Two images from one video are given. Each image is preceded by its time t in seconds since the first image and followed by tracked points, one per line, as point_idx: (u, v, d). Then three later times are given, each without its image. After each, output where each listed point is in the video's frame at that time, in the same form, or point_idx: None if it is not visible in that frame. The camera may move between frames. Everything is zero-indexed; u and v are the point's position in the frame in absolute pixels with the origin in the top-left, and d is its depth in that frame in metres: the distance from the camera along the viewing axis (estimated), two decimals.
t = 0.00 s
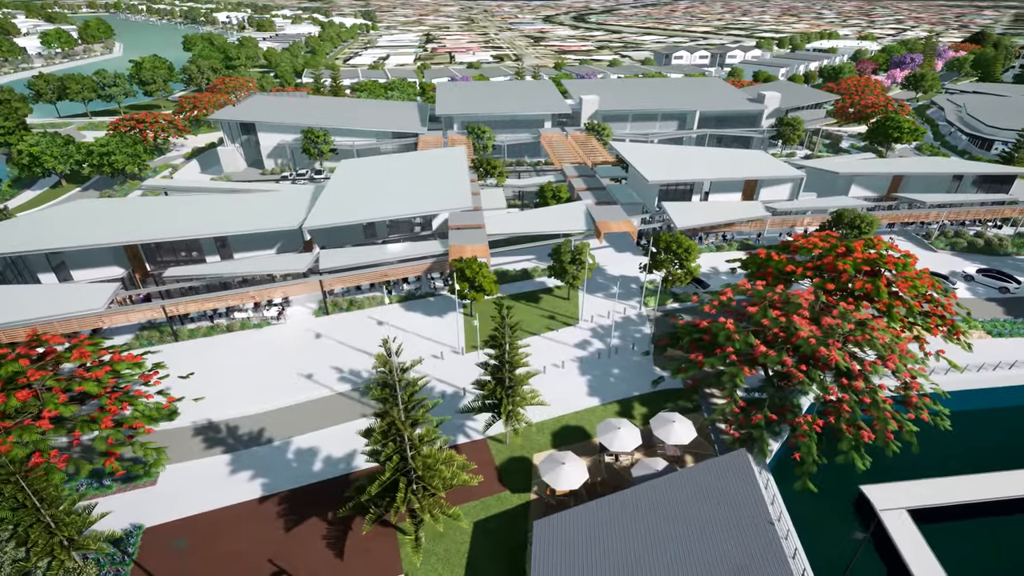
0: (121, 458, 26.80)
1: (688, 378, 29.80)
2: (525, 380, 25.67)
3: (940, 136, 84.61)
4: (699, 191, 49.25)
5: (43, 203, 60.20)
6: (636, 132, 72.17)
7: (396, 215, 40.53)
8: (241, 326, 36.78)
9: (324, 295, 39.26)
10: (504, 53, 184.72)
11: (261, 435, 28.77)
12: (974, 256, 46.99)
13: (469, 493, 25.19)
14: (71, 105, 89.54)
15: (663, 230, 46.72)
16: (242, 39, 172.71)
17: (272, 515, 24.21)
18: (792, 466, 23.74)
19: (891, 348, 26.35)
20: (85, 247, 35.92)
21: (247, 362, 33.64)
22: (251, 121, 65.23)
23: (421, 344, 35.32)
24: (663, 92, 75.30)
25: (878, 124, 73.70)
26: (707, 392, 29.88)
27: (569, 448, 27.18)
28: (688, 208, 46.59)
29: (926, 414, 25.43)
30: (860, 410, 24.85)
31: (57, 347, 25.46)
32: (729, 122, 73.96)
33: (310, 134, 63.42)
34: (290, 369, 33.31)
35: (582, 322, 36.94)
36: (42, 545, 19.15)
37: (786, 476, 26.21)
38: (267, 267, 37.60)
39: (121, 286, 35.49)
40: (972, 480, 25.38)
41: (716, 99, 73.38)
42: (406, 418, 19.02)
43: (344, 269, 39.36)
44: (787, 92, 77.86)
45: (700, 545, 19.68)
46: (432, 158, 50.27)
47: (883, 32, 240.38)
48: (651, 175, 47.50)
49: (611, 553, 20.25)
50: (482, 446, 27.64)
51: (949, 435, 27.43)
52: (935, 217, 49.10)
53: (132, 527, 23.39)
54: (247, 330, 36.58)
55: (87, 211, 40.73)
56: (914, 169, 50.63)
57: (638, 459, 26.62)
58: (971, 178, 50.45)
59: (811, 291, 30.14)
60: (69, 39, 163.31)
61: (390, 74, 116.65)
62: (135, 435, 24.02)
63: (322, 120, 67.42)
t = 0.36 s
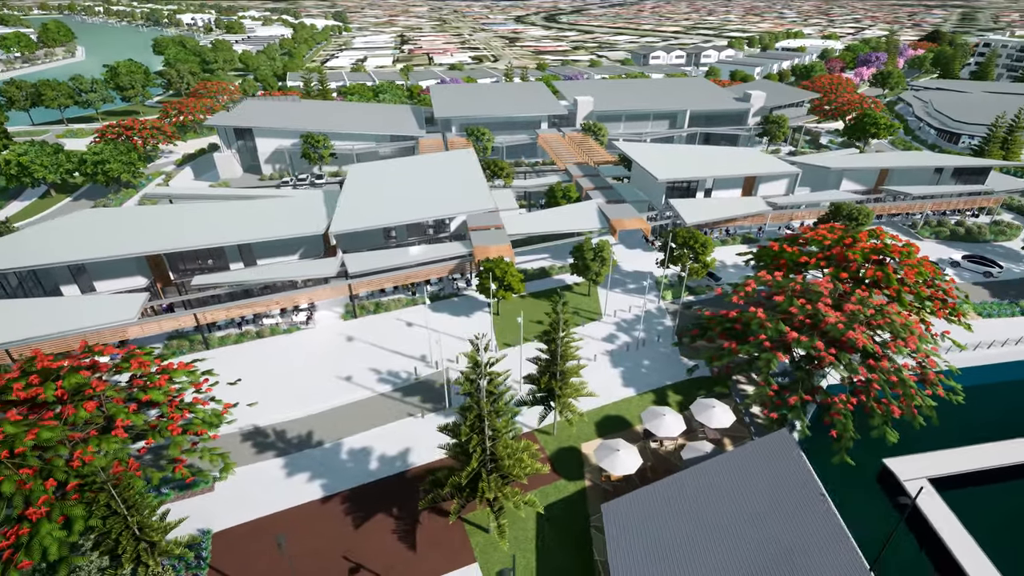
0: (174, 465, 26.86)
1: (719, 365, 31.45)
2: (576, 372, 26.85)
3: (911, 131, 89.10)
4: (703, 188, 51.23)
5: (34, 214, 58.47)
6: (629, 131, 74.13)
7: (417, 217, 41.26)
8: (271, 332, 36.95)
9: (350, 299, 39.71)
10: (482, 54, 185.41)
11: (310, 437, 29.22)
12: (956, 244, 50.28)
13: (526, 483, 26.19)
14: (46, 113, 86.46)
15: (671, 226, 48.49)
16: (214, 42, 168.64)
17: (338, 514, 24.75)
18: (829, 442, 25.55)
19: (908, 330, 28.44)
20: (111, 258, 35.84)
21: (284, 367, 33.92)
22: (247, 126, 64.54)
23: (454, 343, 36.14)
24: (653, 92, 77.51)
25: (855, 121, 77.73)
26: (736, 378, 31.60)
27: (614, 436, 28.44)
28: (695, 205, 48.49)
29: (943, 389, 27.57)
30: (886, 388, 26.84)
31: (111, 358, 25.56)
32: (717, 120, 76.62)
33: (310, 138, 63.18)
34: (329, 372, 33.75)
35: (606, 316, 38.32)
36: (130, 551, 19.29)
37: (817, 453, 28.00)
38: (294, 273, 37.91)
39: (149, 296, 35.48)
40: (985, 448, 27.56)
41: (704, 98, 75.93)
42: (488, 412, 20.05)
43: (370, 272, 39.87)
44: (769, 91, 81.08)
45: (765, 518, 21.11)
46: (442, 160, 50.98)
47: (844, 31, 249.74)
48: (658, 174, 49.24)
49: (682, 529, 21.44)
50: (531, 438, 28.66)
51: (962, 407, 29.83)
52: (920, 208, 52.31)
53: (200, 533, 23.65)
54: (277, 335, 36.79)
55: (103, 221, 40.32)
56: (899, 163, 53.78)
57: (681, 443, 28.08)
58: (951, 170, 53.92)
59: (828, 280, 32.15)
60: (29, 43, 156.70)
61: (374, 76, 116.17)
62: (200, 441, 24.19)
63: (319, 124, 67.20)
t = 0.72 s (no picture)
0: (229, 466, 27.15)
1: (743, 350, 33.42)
2: (619, 361, 28.30)
3: (882, 126, 93.82)
4: (703, 184, 53.50)
5: (27, 225, 56.97)
6: (621, 131, 76.33)
7: (438, 219, 42.35)
8: (301, 334, 37.41)
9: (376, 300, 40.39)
10: (460, 55, 185.88)
11: (359, 435, 29.95)
12: (936, 232, 53.79)
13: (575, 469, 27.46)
14: (23, 121, 83.65)
15: (676, 221, 50.51)
16: (185, 44, 164.45)
17: (400, 506, 25.62)
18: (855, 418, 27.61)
19: (917, 311, 30.79)
20: (138, 266, 35.97)
21: (321, 367, 34.65)
22: (245, 131, 64.15)
23: (483, 339, 37.22)
24: (641, 93, 79.87)
25: (831, 118, 81.78)
26: (756, 362, 33.61)
27: (652, 420, 30.03)
28: (697, 201, 50.67)
29: (951, 362, 29.94)
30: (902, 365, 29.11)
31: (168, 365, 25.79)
32: (704, 119, 79.41)
33: (310, 143, 63.19)
34: (366, 372, 34.51)
35: (626, 309, 39.99)
36: (219, 547, 19.62)
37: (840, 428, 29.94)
38: (322, 277, 38.49)
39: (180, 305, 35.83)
40: (989, 416, 29.86)
41: (691, 97, 78.67)
42: (559, 400, 21.40)
43: (394, 274, 40.69)
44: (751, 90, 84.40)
45: (813, 487, 23.00)
46: (452, 161, 51.93)
47: (807, 31, 259.29)
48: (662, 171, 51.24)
49: (739, 497, 22.97)
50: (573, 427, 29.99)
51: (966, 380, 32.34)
52: (903, 199, 55.74)
53: (269, 530, 24.21)
54: (308, 338, 37.30)
55: (120, 228, 40.08)
56: (881, 156, 57.15)
57: (716, 424, 29.86)
58: (929, 162, 57.54)
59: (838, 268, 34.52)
60: None
61: (359, 79, 115.75)
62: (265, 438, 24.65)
63: (317, 128, 67.14)
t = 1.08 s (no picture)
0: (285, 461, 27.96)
1: (759, 334, 35.77)
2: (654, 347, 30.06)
3: (853, 121, 98.56)
4: (700, 179, 55.90)
5: (23, 236, 55.61)
6: (612, 130, 78.57)
7: (456, 219, 43.54)
8: (331, 334, 38.15)
9: (400, 299, 41.36)
10: (437, 56, 185.96)
11: (405, 428, 31.05)
12: (914, 220, 57.49)
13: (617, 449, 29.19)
14: None
15: (678, 216, 52.75)
16: (154, 47, 160.05)
17: (457, 492, 26.83)
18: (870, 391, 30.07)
19: (917, 292, 33.54)
20: (169, 272, 36.31)
21: (356, 365, 35.52)
22: (243, 136, 63.84)
23: (510, 333, 38.55)
24: (629, 93, 82.28)
25: (808, 115, 85.79)
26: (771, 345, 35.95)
27: (682, 402, 31.94)
28: (697, 196, 53.05)
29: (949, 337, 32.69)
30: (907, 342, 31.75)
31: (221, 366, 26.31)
32: (690, 117, 82.28)
33: (310, 146, 63.28)
34: (401, 368, 35.51)
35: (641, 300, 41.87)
36: (304, 535, 20.95)
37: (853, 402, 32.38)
38: (348, 278, 39.28)
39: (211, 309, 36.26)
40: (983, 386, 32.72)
41: (677, 96, 81.45)
42: (618, 380, 23.44)
43: (418, 273, 41.73)
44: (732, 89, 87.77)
45: (837, 452, 24.82)
46: (461, 162, 53.06)
47: (770, 30, 268.02)
48: (662, 168, 53.39)
49: (776, 471, 25.01)
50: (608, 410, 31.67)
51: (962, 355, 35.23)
52: (883, 190, 59.32)
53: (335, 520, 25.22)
54: (338, 337, 38.07)
55: (140, 236, 40.21)
56: (862, 150, 60.65)
57: (741, 403, 31.94)
58: (905, 155, 61.30)
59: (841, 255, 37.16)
60: None
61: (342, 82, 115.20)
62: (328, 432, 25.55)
63: (315, 132, 67.23)
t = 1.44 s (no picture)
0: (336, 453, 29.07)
1: (768, 317, 38.36)
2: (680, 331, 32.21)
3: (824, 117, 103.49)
4: (694, 174, 58.57)
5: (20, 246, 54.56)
6: (601, 129, 80.92)
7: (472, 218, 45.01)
8: (359, 332, 39.21)
9: (421, 296, 42.61)
10: (413, 57, 185.95)
11: (445, 417, 32.39)
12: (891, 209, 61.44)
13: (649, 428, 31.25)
14: None
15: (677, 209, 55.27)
16: (123, 50, 155.72)
17: (506, 474, 28.37)
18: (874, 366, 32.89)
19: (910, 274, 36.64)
20: (198, 276, 36.83)
21: (388, 361, 36.70)
22: (241, 140, 63.75)
23: (532, 325, 40.19)
24: (616, 92, 84.83)
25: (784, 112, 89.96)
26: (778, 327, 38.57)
27: (704, 383, 34.19)
28: (693, 190, 55.67)
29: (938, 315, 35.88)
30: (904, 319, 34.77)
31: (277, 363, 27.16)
32: (674, 115, 85.32)
33: (311, 149, 63.63)
34: (433, 362, 36.85)
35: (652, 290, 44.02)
36: (380, 515, 22.24)
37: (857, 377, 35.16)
38: (374, 277, 40.35)
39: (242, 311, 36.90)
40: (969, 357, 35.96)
41: (662, 95, 84.40)
42: (663, 360, 25.42)
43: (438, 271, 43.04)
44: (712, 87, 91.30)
45: (854, 421, 27.27)
46: (467, 162, 54.40)
47: (736, 29, 276.34)
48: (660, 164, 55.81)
49: (801, 441, 27.37)
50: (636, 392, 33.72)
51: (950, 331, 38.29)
52: (862, 182, 63.13)
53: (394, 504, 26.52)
54: (366, 335, 39.14)
55: (164, 243, 40.53)
56: (842, 144, 64.41)
57: (757, 381, 34.37)
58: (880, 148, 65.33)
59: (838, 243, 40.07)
60: None
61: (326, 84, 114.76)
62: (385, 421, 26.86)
63: (313, 135, 67.54)
